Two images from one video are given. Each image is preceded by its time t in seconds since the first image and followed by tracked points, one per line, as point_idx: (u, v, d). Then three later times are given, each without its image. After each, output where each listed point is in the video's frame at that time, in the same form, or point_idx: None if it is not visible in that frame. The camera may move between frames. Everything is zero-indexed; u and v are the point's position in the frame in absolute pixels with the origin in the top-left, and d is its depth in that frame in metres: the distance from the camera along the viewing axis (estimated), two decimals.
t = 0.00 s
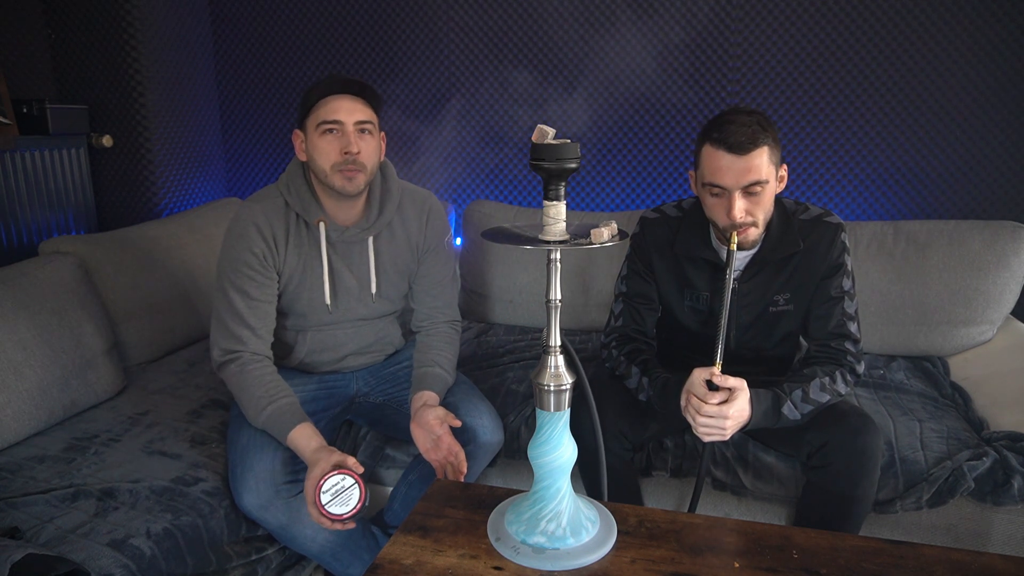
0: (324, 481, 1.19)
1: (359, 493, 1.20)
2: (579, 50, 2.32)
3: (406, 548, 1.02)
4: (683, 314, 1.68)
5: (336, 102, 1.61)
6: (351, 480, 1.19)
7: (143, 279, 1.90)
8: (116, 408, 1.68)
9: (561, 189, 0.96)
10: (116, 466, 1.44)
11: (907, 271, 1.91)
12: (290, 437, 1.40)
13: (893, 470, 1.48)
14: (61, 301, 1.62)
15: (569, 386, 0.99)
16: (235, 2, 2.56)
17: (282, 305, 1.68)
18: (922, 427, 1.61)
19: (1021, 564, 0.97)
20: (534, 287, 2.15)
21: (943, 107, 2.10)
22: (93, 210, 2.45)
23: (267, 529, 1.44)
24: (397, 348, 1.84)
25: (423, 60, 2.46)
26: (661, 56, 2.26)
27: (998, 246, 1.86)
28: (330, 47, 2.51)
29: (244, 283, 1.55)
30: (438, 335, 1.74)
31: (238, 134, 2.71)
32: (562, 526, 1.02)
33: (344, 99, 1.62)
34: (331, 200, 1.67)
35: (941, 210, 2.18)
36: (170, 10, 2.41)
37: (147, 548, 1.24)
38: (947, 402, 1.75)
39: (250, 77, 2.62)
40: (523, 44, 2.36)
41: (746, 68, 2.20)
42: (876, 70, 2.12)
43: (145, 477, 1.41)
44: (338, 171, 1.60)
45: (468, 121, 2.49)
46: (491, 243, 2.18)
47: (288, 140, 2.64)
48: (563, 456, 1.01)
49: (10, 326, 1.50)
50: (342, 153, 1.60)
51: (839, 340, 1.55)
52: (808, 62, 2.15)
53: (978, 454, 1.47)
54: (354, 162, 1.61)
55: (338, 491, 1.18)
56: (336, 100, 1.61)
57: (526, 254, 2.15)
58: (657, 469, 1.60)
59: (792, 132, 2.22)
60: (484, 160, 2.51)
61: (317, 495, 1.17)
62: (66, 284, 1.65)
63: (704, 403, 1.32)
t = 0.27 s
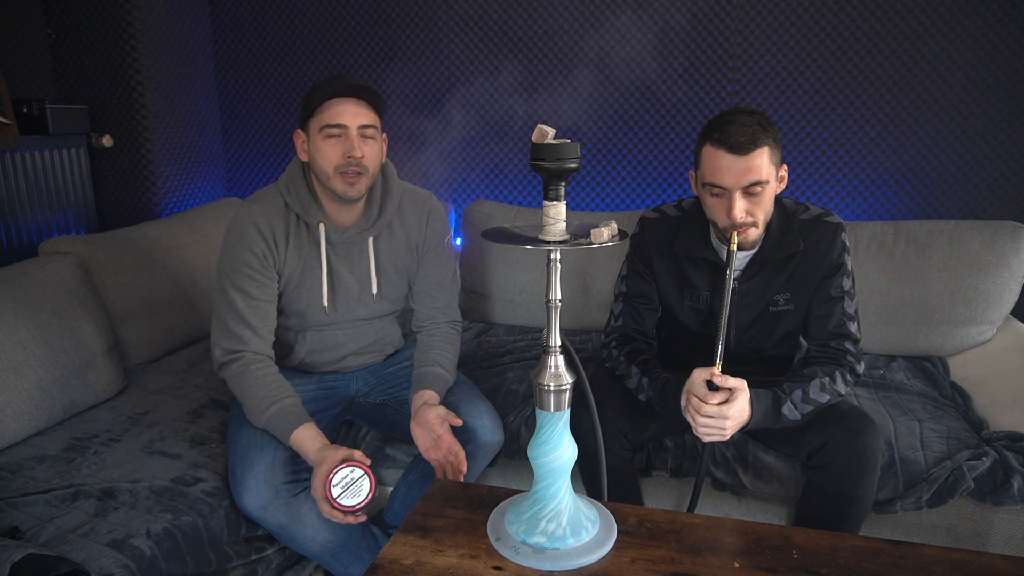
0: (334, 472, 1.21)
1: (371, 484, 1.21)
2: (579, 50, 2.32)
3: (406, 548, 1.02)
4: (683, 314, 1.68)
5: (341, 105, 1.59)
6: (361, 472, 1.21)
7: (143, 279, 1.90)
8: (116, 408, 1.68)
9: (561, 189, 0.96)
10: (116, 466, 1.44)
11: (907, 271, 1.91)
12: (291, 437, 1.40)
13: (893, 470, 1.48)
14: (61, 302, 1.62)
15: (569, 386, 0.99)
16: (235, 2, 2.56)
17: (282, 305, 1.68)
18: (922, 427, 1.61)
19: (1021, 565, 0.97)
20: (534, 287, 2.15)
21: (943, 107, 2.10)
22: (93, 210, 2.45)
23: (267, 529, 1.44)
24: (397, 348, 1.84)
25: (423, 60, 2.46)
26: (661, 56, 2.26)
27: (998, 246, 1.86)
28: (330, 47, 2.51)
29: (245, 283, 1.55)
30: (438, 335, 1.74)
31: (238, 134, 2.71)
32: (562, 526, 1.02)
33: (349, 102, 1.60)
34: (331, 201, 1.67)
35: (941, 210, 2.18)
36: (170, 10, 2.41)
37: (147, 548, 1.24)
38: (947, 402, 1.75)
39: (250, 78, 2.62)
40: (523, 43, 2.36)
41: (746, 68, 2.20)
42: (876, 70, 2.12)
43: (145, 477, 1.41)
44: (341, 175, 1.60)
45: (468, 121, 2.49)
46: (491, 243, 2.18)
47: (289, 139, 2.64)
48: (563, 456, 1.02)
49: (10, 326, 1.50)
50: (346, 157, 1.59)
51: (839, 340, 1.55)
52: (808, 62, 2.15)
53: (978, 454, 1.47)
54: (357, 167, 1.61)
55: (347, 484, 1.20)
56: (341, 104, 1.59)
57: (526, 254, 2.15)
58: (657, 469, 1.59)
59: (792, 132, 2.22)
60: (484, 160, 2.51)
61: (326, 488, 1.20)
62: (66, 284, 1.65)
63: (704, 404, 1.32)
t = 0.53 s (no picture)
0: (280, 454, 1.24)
1: (311, 457, 1.22)
2: (579, 50, 2.32)
3: (407, 548, 1.02)
4: (683, 314, 1.68)
5: (346, 114, 1.56)
6: (304, 447, 1.23)
7: (144, 279, 1.90)
8: (116, 408, 1.68)
9: (561, 189, 0.96)
10: (116, 466, 1.44)
11: (907, 271, 1.91)
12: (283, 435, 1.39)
13: (893, 470, 1.48)
14: (61, 302, 1.62)
15: (569, 386, 0.99)
16: (235, 2, 2.56)
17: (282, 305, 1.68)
18: (922, 427, 1.61)
19: (1021, 565, 0.98)
20: (534, 287, 2.15)
21: (943, 107, 2.10)
22: (93, 210, 2.45)
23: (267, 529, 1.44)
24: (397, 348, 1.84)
25: (423, 60, 2.46)
26: (661, 56, 2.26)
27: (998, 246, 1.86)
28: (330, 47, 2.51)
29: (245, 283, 1.55)
30: (438, 335, 1.74)
31: (239, 134, 2.71)
32: (562, 526, 1.02)
33: (355, 110, 1.57)
34: (331, 202, 1.66)
35: (941, 210, 2.18)
36: (170, 10, 2.41)
37: (147, 548, 1.24)
38: (947, 402, 1.75)
39: (250, 78, 2.62)
40: (523, 43, 2.36)
41: (746, 68, 2.20)
42: (876, 70, 2.12)
43: (145, 477, 1.41)
44: (345, 184, 1.59)
45: (468, 121, 2.49)
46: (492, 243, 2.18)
47: (289, 140, 2.64)
48: (563, 456, 1.02)
49: (10, 325, 1.50)
50: (352, 167, 1.58)
51: (839, 340, 1.55)
52: (808, 62, 2.15)
53: (978, 454, 1.46)
54: (363, 177, 1.59)
55: (291, 460, 1.23)
56: (346, 113, 1.56)
57: (527, 254, 2.15)
58: (657, 469, 1.59)
59: (792, 132, 2.22)
60: (484, 160, 2.51)
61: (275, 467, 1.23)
62: (66, 284, 1.65)
63: (704, 404, 1.32)
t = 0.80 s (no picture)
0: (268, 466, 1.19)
1: (298, 462, 1.16)
2: (580, 50, 2.32)
3: (407, 549, 1.02)
4: (683, 314, 1.68)
5: (367, 133, 1.54)
6: (292, 454, 1.19)
7: (143, 279, 1.90)
8: (116, 408, 1.68)
9: (561, 189, 0.96)
10: (116, 466, 1.44)
11: (907, 271, 1.91)
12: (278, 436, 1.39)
13: (893, 470, 1.48)
14: (61, 302, 1.62)
15: (569, 386, 0.99)
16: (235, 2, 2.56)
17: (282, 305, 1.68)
18: (922, 427, 1.61)
19: (1021, 564, 0.97)
20: (534, 287, 2.15)
21: (943, 107, 2.10)
22: (93, 210, 2.44)
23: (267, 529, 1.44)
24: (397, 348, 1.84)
25: (423, 60, 2.46)
26: (661, 55, 2.26)
27: (998, 246, 1.86)
28: (330, 47, 2.52)
29: (245, 283, 1.55)
30: (438, 335, 1.74)
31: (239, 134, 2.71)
32: (562, 526, 1.02)
33: (375, 130, 1.55)
34: (336, 209, 1.65)
35: (941, 210, 2.18)
36: (170, 10, 2.41)
37: (147, 548, 1.24)
38: (947, 402, 1.75)
39: (250, 78, 2.62)
40: (523, 43, 2.36)
41: (746, 68, 2.20)
42: (876, 70, 2.12)
43: (145, 477, 1.41)
44: (362, 199, 1.59)
45: (468, 121, 2.49)
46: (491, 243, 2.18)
47: (289, 140, 2.64)
48: (563, 456, 1.02)
49: (10, 325, 1.50)
50: (369, 183, 1.57)
51: (839, 340, 1.55)
52: (808, 62, 2.15)
53: (978, 454, 1.46)
54: (378, 191, 1.59)
55: (279, 469, 1.17)
56: (366, 133, 1.54)
57: (527, 254, 2.15)
58: (657, 469, 1.59)
59: (792, 132, 2.22)
60: (484, 160, 2.51)
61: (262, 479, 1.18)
62: (66, 284, 1.65)
63: (704, 404, 1.32)
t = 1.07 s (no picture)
0: (280, 474, 1.18)
1: (308, 475, 1.16)
2: (580, 51, 2.32)
3: (407, 548, 1.02)
4: (683, 314, 1.68)
5: (373, 135, 1.54)
6: (302, 464, 1.18)
7: (143, 279, 1.90)
8: (116, 408, 1.68)
9: (561, 189, 0.96)
10: (116, 466, 1.44)
11: (907, 271, 1.91)
12: (279, 436, 1.39)
13: (893, 470, 1.48)
14: (61, 302, 1.62)
15: (569, 386, 0.99)
16: (235, 2, 2.56)
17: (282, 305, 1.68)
18: (922, 427, 1.61)
19: (1021, 564, 0.97)
20: (534, 287, 2.15)
21: (942, 107, 2.10)
22: (93, 210, 2.44)
23: (267, 529, 1.44)
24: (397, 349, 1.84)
25: (423, 60, 2.46)
26: (661, 55, 2.26)
27: (998, 246, 1.86)
28: (330, 48, 2.52)
29: (245, 283, 1.55)
30: (439, 335, 1.74)
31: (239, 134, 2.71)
32: (562, 526, 1.02)
33: (381, 132, 1.55)
34: (337, 211, 1.64)
35: (941, 210, 2.18)
36: (170, 10, 2.41)
37: (147, 548, 1.24)
38: (947, 402, 1.75)
39: (250, 78, 2.62)
40: (523, 43, 2.36)
41: (746, 68, 2.20)
42: (876, 70, 2.12)
43: (145, 477, 1.41)
44: (368, 200, 1.59)
45: (468, 121, 2.49)
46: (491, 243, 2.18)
47: (289, 140, 2.64)
48: (563, 456, 1.02)
49: (10, 325, 1.50)
50: (376, 184, 1.57)
51: (839, 340, 1.55)
52: (808, 62, 2.15)
53: (978, 454, 1.46)
54: (384, 192, 1.60)
55: (289, 479, 1.17)
56: (373, 135, 1.54)
57: (527, 254, 2.15)
58: (657, 469, 1.59)
59: (792, 132, 2.22)
60: (484, 160, 2.51)
61: (271, 488, 1.17)
62: (66, 284, 1.65)
63: (704, 405, 1.32)
